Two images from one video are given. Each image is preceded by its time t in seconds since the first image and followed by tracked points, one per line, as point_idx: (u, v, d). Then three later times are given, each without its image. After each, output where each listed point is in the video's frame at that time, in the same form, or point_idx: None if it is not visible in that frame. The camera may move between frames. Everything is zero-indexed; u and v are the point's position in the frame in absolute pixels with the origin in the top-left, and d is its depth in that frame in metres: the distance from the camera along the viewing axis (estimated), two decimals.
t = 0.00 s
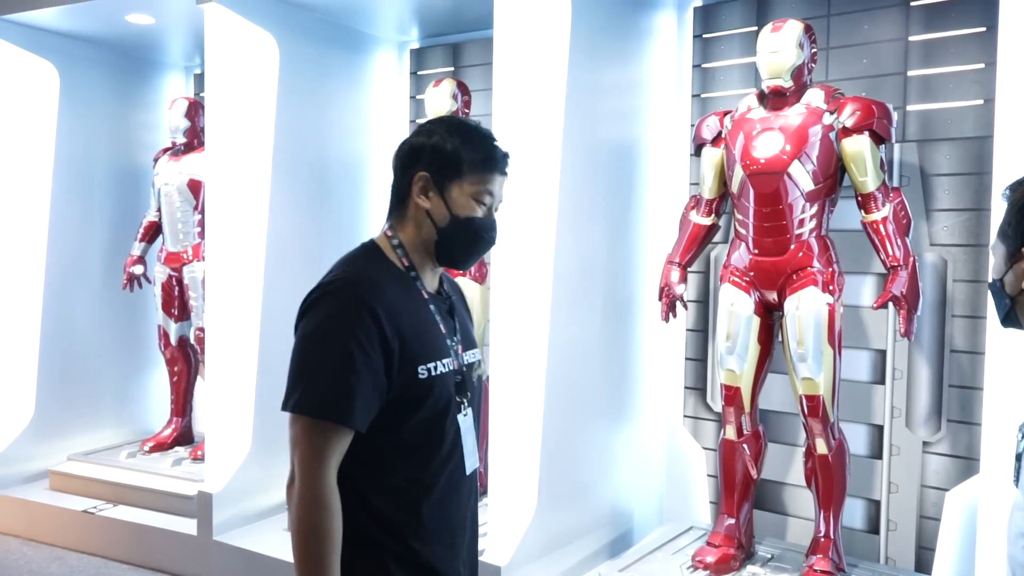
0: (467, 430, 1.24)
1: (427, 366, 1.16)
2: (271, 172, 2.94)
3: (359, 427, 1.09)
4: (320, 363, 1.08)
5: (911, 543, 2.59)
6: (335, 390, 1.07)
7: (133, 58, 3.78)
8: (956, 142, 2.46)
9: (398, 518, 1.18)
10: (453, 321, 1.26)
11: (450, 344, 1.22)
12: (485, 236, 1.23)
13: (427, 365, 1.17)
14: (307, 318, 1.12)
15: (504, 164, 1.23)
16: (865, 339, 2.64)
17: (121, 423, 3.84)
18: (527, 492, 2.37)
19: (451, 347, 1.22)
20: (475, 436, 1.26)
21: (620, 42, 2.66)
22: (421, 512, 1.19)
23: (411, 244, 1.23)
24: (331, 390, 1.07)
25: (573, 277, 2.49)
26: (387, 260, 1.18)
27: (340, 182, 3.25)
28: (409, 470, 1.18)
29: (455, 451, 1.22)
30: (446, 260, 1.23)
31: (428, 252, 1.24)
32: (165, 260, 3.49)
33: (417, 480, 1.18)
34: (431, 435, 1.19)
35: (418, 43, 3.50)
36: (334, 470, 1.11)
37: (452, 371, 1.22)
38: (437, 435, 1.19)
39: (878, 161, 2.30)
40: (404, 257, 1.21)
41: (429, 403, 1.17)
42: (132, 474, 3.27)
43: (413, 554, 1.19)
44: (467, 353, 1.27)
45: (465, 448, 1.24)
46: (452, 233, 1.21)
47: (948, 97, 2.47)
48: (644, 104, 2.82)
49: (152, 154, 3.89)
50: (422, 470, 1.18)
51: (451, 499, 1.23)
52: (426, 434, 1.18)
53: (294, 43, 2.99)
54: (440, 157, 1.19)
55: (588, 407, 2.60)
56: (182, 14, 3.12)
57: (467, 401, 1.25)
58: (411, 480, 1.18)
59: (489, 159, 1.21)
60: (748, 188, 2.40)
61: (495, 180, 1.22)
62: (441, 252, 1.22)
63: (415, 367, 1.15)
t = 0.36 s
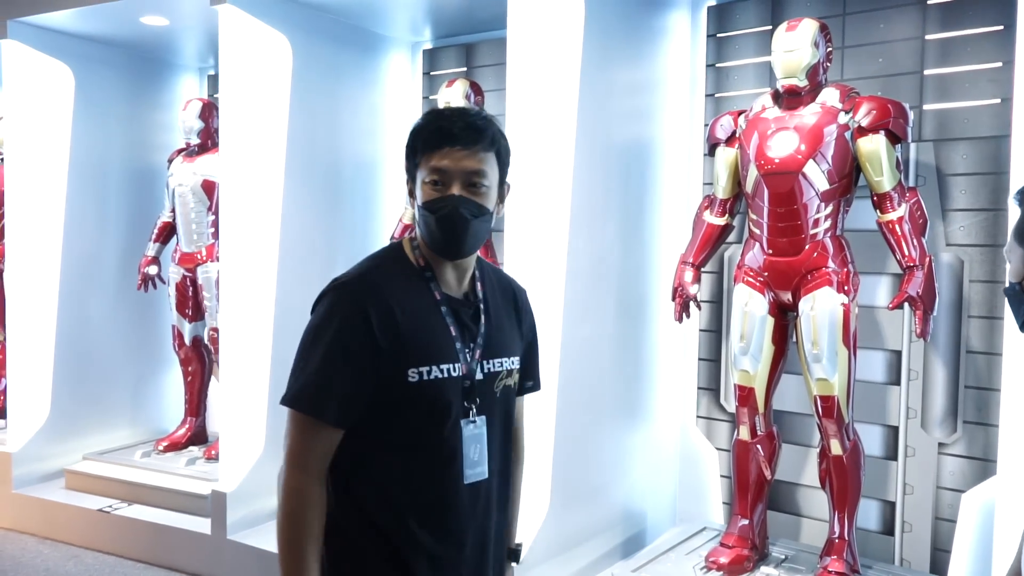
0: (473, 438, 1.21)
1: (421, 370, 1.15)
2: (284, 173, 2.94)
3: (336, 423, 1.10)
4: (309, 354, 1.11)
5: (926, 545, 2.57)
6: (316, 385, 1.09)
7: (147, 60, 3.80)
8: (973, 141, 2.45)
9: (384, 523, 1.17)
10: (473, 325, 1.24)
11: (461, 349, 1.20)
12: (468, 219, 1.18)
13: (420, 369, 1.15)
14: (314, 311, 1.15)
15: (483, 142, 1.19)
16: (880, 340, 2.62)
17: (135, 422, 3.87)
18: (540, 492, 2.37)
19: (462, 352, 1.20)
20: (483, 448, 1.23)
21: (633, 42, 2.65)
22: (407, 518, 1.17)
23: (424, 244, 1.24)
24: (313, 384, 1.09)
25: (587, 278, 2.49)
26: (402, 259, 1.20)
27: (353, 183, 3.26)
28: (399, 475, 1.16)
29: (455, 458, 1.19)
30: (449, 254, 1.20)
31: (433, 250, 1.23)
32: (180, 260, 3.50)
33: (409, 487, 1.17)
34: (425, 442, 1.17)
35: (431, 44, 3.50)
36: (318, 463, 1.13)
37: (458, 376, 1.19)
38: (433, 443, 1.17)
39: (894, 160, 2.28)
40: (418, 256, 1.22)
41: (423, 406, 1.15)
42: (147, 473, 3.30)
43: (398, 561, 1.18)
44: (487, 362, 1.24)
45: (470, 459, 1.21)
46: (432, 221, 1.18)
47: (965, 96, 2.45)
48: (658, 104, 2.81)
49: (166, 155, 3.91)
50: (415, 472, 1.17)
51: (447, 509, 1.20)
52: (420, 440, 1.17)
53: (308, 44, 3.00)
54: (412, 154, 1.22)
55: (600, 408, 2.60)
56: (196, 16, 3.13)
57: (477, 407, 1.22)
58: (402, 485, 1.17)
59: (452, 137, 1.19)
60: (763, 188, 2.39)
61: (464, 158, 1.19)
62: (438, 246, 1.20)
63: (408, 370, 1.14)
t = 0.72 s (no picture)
0: (452, 434, 1.09)
1: (379, 361, 1.08)
2: (291, 168, 2.94)
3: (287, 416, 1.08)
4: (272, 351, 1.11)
5: (934, 544, 2.56)
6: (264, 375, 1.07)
7: (155, 56, 3.81)
8: (983, 137, 2.43)
9: (365, 529, 1.11)
10: (457, 315, 1.14)
11: (433, 340, 1.10)
12: (435, 198, 1.11)
13: (378, 362, 1.08)
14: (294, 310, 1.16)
15: (445, 115, 1.12)
16: (888, 337, 2.61)
17: (142, 416, 3.88)
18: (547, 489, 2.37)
19: (435, 343, 1.10)
20: (465, 448, 1.10)
21: (641, 37, 2.64)
22: (388, 523, 1.10)
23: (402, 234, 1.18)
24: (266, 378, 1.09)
25: (594, 274, 2.48)
26: (379, 252, 1.16)
27: (359, 179, 3.25)
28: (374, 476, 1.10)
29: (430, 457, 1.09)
30: (422, 239, 1.13)
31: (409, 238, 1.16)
32: (187, 256, 3.51)
33: (385, 488, 1.10)
34: (396, 441, 1.09)
35: (438, 39, 3.50)
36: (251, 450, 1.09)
37: (428, 368, 1.09)
38: (404, 440, 1.09)
39: (904, 157, 2.27)
40: (397, 249, 1.16)
41: (386, 401, 1.08)
42: (155, 468, 3.30)
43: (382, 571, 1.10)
44: (471, 352, 1.12)
45: (448, 460, 1.09)
46: (397, 204, 1.12)
47: (976, 92, 2.44)
48: (665, 100, 2.80)
49: (173, 151, 3.92)
50: (386, 471, 1.09)
51: (429, 514, 1.10)
52: (390, 438, 1.09)
53: (315, 39, 3.00)
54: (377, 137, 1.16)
55: (607, 405, 2.59)
56: (203, 11, 3.13)
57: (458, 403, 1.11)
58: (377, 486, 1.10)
59: (412, 114, 1.12)
60: (771, 184, 2.37)
61: (426, 134, 1.12)
62: (409, 232, 1.13)
63: (365, 363, 1.08)
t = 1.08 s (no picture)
0: (426, 438, 1.05)
1: (364, 356, 1.06)
2: (300, 167, 2.95)
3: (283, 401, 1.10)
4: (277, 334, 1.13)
5: (944, 545, 2.55)
6: (254, 352, 1.08)
7: (163, 54, 3.82)
8: (994, 136, 2.42)
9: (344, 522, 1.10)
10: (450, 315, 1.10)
11: (422, 339, 1.07)
12: (448, 195, 1.09)
13: (361, 357, 1.06)
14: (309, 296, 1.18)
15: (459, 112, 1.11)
16: (897, 337, 2.60)
17: (150, 414, 3.89)
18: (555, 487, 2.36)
19: (421, 343, 1.07)
20: (435, 454, 1.04)
21: (650, 35, 2.63)
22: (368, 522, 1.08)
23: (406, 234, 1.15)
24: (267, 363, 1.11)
25: (602, 273, 2.48)
26: (384, 251, 1.15)
27: (367, 177, 3.26)
28: (353, 470, 1.09)
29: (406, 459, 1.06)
30: (429, 237, 1.10)
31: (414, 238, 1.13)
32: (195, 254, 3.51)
33: (363, 484, 1.08)
34: (378, 440, 1.08)
35: (446, 38, 3.50)
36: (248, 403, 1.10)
37: (410, 369, 1.06)
38: (385, 438, 1.08)
39: (914, 155, 2.26)
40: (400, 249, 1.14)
41: (369, 398, 1.07)
42: (163, 466, 3.31)
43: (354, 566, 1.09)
44: (458, 355, 1.07)
45: (415, 463, 1.05)
46: (408, 200, 1.09)
47: (986, 90, 2.42)
48: (673, 98, 2.79)
49: (181, 149, 3.93)
50: (368, 468, 1.08)
51: (404, 514, 1.07)
52: (371, 434, 1.08)
53: (323, 37, 3.00)
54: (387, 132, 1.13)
55: (615, 404, 2.58)
56: (212, 10, 3.13)
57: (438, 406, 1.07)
58: (355, 481, 1.09)
59: (425, 110, 1.10)
60: (781, 183, 2.36)
61: (439, 130, 1.09)
62: (416, 230, 1.11)
63: (350, 357, 1.07)
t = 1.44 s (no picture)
0: (490, 434, 1.08)
1: (431, 352, 1.09)
2: (309, 169, 2.95)
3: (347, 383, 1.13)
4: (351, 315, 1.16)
5: (955, 547, 2.54)
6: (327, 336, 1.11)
7: (173, 57, 3.83)
8: (1005, 136, 2.40)
9: (401, 508, 1.13)
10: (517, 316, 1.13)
11: (489, 337, 1.10)
12: (547, 201, 1.11)
13: (428, 351, 1.09)
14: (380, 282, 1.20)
15: (556, 120, 1.13)
16: (907, 338, 2.58)
17: (160, 415, 3.91)
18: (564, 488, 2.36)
19: (488, 341, 1.10)
20: (501, 451, 1.07)
21: (659, 36, 2.63)
22: (425, 509, 1.11)
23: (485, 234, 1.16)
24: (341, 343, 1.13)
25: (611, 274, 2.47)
26: (456, 252, 1.17)
27: (375, 178, 3.26)
28: (415, 461, 1.11)
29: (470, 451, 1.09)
30: (518, 240, 1.13)
31: (497, 240, 1.15)
32: (205, 256, 3.52)
33: (425, 476, 1.11)
34: (440, 433, 1.10)
35: (454, 40, 3.50)
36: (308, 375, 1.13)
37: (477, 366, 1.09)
38: (447, 431, 1.10)
39: (924, 156, 2.25)
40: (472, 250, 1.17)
41: (433, 391, 1.10)
42: (172, 467, 3.32)
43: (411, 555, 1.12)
44: (522, 356, 1.10)
45: (480, 459, 1.08)
46: (505, 204, 1.11)
47: (997, 90, 2.41)
48: (682, 99, 2.79)
49: (191, 151, 3.94)
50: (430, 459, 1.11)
51: (463, 505, 1.11)
52: (434, 428, 1.10)
53: (331, 39, 3.00)
54: (482, 132, 1.14)
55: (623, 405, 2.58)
56: (221, 13, 3.14)
57: (502, 404, 1.09)
58: (417, 472, 1.11)
59: (523, 117, 1.12)
60: (790, 184, 2.36)
61: (538, 138, 1.12)
62: (503, 232, 1.13)
63: (416, 350, 1.10)
